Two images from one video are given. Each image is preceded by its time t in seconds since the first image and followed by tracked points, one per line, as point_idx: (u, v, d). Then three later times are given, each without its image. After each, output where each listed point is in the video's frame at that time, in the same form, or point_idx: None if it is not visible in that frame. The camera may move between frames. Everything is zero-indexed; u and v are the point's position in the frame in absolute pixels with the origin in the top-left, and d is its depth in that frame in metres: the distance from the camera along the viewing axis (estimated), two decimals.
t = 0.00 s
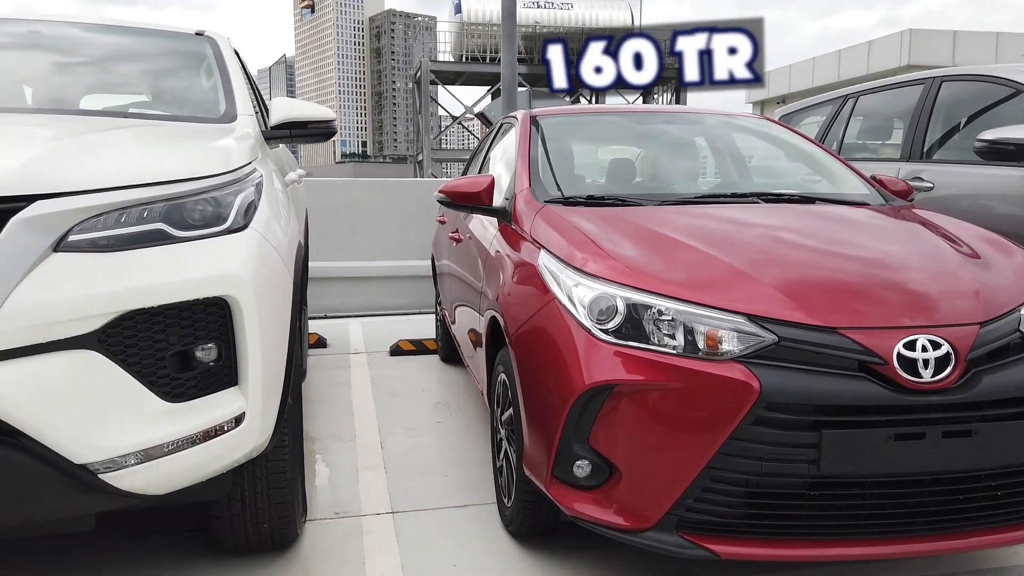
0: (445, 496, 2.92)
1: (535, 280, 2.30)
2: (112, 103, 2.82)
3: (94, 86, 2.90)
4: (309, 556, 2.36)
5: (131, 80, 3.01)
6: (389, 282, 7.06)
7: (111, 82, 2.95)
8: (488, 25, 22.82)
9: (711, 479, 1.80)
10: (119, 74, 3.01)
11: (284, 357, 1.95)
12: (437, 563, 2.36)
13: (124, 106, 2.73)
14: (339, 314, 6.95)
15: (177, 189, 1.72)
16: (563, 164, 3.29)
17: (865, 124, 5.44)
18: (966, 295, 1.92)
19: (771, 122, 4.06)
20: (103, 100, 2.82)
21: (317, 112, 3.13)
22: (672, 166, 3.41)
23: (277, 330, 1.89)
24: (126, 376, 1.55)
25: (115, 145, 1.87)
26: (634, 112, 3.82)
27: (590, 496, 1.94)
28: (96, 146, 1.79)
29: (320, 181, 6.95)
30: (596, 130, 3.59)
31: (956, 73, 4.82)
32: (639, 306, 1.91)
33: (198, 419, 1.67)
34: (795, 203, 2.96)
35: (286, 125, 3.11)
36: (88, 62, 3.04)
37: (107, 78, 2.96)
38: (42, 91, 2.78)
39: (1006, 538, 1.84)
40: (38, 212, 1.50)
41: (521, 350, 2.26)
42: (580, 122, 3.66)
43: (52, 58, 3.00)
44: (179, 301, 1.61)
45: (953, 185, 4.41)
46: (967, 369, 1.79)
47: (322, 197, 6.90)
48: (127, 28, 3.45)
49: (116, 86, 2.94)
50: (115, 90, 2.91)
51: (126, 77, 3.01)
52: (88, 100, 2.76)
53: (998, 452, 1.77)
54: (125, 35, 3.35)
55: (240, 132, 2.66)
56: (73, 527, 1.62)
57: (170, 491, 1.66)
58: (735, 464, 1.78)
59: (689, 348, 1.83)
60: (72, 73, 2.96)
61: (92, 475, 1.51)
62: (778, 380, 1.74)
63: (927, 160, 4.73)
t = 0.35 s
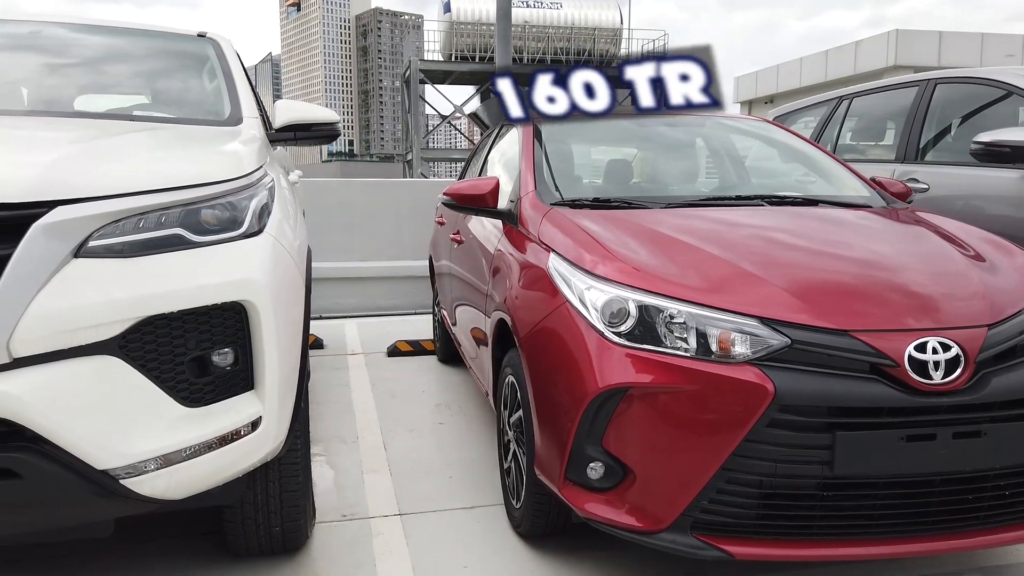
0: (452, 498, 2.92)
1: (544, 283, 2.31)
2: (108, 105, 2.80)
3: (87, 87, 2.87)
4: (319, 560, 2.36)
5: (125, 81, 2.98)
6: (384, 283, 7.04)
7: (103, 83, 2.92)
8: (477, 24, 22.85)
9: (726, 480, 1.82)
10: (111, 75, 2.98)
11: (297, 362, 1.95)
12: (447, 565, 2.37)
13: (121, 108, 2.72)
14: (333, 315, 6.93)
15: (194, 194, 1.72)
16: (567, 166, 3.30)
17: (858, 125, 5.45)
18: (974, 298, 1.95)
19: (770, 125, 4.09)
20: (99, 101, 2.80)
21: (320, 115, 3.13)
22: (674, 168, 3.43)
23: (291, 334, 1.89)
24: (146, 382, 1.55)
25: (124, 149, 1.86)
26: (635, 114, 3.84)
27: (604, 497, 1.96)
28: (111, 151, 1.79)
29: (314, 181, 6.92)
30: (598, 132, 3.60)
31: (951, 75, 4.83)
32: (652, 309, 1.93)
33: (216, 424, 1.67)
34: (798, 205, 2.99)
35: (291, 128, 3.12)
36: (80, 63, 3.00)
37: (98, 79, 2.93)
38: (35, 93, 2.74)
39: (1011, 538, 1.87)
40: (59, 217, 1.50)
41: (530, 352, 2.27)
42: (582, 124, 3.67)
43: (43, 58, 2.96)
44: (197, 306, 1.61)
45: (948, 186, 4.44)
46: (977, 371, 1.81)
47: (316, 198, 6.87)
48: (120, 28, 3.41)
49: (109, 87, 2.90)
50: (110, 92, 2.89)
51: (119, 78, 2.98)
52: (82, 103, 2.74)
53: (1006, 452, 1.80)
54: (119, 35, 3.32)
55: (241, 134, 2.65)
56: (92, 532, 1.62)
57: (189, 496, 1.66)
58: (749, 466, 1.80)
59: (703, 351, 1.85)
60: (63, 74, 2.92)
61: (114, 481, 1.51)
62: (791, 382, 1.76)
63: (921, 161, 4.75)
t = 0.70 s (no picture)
0: (455, 498, 2.94)
1: (551, 284, 2.33)
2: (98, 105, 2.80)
3: (79, 87, 2.86)
4: (326, 561, 2.36)
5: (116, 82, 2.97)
6: (376, 284, 7.03)
7: (92, 83, 2.90)
8: (463, 24, 22.94)
9: (735, 478, 1.85)
10: (101, 76, 2.97)
11: (308, 363, 1.96)
12: (455, 565, 2.39)
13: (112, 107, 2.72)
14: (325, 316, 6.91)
15: (209, 197, 1.73)
16: (567, 167, 3.32)
17: (846, 130, 5.47)
18: (975, 299, 1.99)
19: (765, 126, 4.13)
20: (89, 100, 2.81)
21: (322, 116, 3.14)
22: (673, 170, 3.46)
23: (303, 335, 1.90)
24: (165, 384, 1.56)
25: (130, 151, 1.85)
26: (634, 115, 3.87)
27: (613, 496, 1.99)
28: (124, 154, 1.79)
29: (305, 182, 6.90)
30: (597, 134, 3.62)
31: (941, 78, 4.86)
32: (661, 310, 1.95)
33: (232, 426, 1.68)
34: (796, 206, 3.02)
35: (293, 129, 3.13)
36: (67, 64, 2.99)
37: (86, 80, 2.92)
38: (31, 93, 2.73)
39: (1012, 533, 1.91)
40: (79, 220, 1.50)
41: (537, 353, 2.29)
42: (580, 125, 3.70)
43: (32, 59, 2.95)
44: (213, 308, 1.62)
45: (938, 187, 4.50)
46: (979, 370, 1.85)
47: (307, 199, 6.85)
48: (110, 29, 3.40)
49: (101, 87, 2.89)
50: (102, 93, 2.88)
51: (108, 78, 2.97)
52: (74, 102, 2.74)
53: (1008, 449, 1.84)
54: (109, 36, 3.30)
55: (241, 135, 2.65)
56: (109, 535, 1.62)
57: (205, 498, 1.67)
58: (758, 464, 1.83)
59: (711, 351, 1.88)
60: (49, 74, 2.91)
61: (133, 483, 1.52)
62: (800, 382, 1.79)
63: (911, 163, 4.79)
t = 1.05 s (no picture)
0: (456, 496, 2.95)
1: (554, 283, 2.35)
2: (87, 102, 2.77)
3: (66, 86, 2.82)
4: (330, 560, 2.36)
5: (104, 81, 2.93)
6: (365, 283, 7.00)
7: (78, 82, 2.86)
8: (447, 22, 22.92)
9: (741, 474, 1.88)
10: (87, 74, 2.93)
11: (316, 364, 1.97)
12: (459, 562, 2.40)
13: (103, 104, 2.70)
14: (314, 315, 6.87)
15: (219, 197, 1.73)
16: (564, 167, 3.34)
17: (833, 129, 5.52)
18: (971, 297, 2.04)
19: (757, 126, 4.18)
20: (78, 98, 2.77)
21: (321, 116, 3.14)
22: (668, 169, 3.49)
23: (312, 335, 1.90)
24: (179, 385, 1.56)
25: (133, 152, 1.84)
26: (629, 115, 3.90)
27: (619, 492, 2.02)
28: (132, 156, 1.79)
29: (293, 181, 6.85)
30: (593, 133, 3.65)
31: (927, 78, 4.92)
32: (667, 308, 1.98)
33: (245, 426, 1.68)
34: (791, 206, 3.06)
35: (291, 129, 3.13)
36: (51, 62, 2.94)
37: (72, 79, 2.87)
38: (23, 92, 2.69)
39: (1007, 525, 1.97)
40: (96, 221, 1.50)
41: (541, 352, 2.31)
42: (576, 124, 3.72)
43: (25, 58, 2.92)
44: (227, 308, 1.62)
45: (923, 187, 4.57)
46: (977, 366, 1.90)
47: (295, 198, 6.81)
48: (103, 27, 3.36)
49: (96, 87, 2.86)
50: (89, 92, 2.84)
51: (95, 77, 2.93)
52: (63, 98, 2.71)
53: (1005, 444, 1.89)
54: (102, 34, 3.27)
55: (238, 134, 2.64)
56: (122, 535, 1.62)
57: (218, 498, 1.67)
58: (764, 460, 1.87)
59: (717, 349, 1.90)
60: (34, 73, 2.86)
61: (150, 483, 1.52)
62: (805, 379, 1.83)
63: (898, 163, 4.84)
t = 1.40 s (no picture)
0: (456, 498, 2.96)
1: (555, 286, 2.35)
2: (75, 103, 2.75)
3: (53, 88, 2.78)
4: (333, 565, 2.36)
5: (90, 84, 2.89)
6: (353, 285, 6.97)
7: (64, 84, 2.82)
8: (431, 22, 22.89)
9: (746, 476, 1.91)
10: (73, 76, 2.88)
11: (321, 368, 1.96)
12: (463, 566, 2.40)
13: (92, 105, 2.68)
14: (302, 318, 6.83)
15: (227, 203, 1.73)
16: (561, 171, 3.36)
17: (821, 131, 5.56)
18: (967, 300, 2.07)
19: (749, 129, 4.21)
20: (68, 102, 2.74)
21: (318, 119, 3.13)
22: (663, 173, 3.52)
23: (318, 341, 1.90)
24: (189, 392, 1.56)
25: (133, 157, 1.83)
26: (623, 118, 3.92)
27: (624, 495, 2.03)
28: (136, 162, 1.78)
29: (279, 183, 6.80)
30: (588, 137, 3.67)
31: (914, 82, 4.95)
32: (670, 312, 2.00)
33: (254, 432, 1.68)
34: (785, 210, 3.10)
35: (289, 132, 3.12)
36: (35, 64, 2.89)
37: (57, 81, 2.83)
38: (12, 95, 2.66)
39: (1003, 524, 2.01)
40: (106, 228, 1.49)
41: (543, 355, 2.32)
42: (572, 127, 3.73)
43: (13, 60, 2.88)
44: (236, 315, 1.62)
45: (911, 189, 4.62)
46: (976, 368, 1.94)
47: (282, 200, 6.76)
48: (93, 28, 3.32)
49: (86, 90, 2.83)
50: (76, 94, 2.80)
51: (81, 79, 2.89)
52: (49, 99, 2.69)
53: (1002, 444, 1.94)
54: (92, 35, 3.23)
55: (234, 138, 2.62)
56: (131, 543, 1.62)
57: (228, 504, 1.67)
58: (768, 462, 1.89)
59: (720, 353, 1.92)
60: (18, 74, 2.81)
61: (161, 491, 1.52)
62: (808, 382, 1.85)
63: (887, 166, 4.85)
